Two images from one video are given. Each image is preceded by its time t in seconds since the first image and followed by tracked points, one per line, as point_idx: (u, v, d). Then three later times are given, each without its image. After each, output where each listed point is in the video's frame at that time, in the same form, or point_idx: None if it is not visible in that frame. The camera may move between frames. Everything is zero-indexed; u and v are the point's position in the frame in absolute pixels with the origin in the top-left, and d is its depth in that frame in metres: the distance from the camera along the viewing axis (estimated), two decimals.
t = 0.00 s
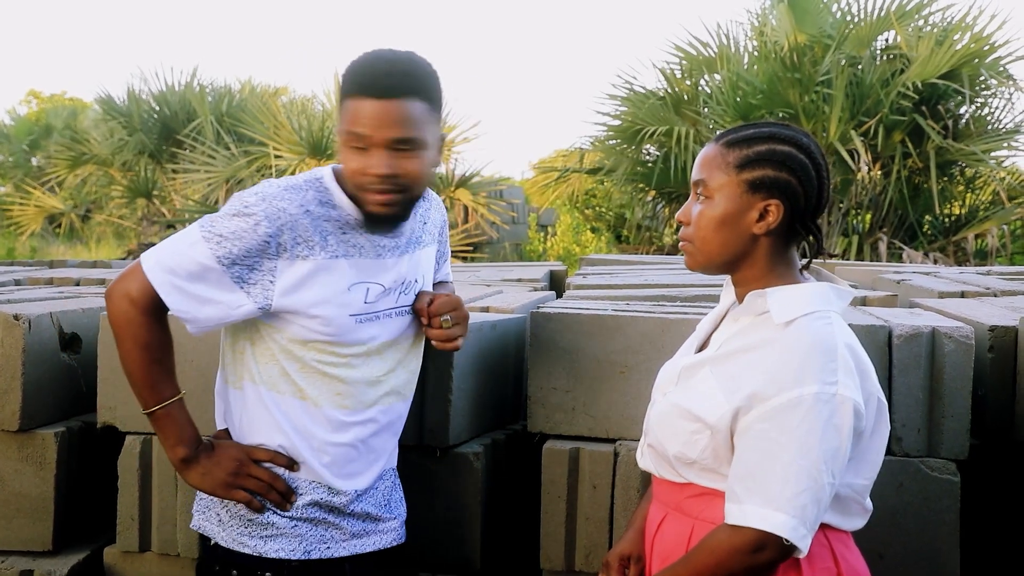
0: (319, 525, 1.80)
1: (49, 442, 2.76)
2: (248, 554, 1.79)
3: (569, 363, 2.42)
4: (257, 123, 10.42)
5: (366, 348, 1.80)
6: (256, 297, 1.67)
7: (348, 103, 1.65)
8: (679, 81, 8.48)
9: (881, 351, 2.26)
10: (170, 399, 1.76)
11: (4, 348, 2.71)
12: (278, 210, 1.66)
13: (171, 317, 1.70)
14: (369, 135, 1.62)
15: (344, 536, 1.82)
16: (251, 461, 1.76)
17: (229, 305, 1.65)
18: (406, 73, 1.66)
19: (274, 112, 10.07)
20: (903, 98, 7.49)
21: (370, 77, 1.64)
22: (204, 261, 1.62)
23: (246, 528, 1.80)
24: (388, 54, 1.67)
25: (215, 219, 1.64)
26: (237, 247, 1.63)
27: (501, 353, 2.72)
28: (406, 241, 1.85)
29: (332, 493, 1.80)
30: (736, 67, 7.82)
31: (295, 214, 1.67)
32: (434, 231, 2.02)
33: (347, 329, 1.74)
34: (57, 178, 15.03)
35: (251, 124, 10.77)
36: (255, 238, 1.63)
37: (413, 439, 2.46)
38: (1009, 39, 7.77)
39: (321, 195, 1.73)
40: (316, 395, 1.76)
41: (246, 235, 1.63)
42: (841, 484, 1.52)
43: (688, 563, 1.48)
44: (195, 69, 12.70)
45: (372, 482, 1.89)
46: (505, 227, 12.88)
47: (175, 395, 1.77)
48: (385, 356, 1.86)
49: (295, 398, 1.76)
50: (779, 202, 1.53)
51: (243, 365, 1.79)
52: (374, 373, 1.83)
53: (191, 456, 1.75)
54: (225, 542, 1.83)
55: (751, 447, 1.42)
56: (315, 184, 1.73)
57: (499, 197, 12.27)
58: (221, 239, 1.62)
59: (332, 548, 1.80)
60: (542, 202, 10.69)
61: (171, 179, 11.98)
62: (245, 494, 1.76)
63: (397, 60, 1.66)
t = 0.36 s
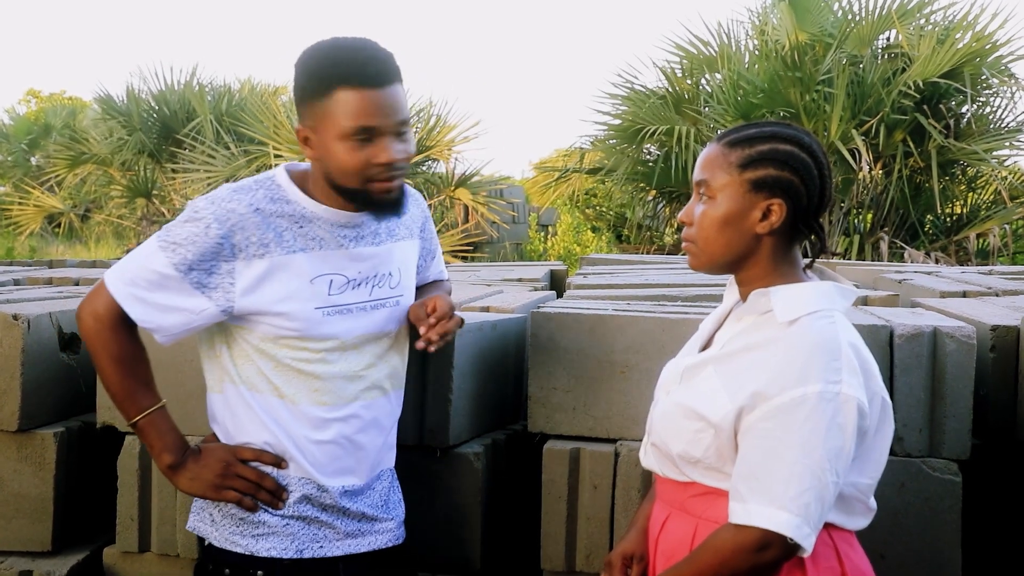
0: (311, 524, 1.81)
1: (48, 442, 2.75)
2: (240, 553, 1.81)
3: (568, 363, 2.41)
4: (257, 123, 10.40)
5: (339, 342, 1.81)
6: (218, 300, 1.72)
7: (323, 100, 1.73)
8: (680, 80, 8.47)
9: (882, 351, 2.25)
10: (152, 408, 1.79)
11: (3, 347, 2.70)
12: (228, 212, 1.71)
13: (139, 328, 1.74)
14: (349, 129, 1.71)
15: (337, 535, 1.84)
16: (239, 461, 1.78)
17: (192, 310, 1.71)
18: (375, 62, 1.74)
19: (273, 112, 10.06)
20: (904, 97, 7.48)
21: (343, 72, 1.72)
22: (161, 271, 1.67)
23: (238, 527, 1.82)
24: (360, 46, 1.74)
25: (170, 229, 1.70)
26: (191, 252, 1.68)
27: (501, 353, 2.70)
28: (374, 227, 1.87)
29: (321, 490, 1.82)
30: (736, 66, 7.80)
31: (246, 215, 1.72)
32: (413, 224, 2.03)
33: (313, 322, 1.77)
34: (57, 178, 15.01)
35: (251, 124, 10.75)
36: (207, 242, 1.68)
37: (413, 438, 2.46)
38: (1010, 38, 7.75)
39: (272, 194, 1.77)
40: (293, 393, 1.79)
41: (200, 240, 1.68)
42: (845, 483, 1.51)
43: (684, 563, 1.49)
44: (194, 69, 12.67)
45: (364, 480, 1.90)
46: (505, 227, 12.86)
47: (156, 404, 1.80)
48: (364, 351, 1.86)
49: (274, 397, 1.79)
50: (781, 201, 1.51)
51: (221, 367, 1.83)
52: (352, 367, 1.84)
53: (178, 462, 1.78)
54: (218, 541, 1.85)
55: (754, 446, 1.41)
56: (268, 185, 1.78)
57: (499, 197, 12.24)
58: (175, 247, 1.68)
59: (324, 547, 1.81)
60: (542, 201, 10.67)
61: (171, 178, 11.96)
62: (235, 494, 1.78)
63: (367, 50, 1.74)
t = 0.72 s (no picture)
0: (306, 524, 1.83)
1: (52, 441, 2.77)
2: (236, 553, 1.82)
3: (570, 363, 2.43)
4: (259, 124, 10.43)
5: (333, 341, 1.84)
6: (212, 301, 1.75)
7: (355, 97, 1.79)
8: (680, 81, 8.49)
9: (882, 350, 2.27)
10: (145, 409, 1.81)
11: (7, 347, 2.72)
12: (221, 211, 1.73)
13: (133, 329, 1.76)
14: (381, 127, 1.78)
15: (332, 535, 1.85)
16: (233, 461, 1.79)
17: (186, 310, 1.74)
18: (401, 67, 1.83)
19: (275, 112, 10.09)
20: (904, 98, 7.49)
21: (374, 72, 1.79)
22: (155, 271, 1.71)
23: (234, 527, 1.83)
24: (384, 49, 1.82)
25: (165, 228, 1.73)
26: (185, 252, 1.71)
27: (502, 353, 2.72)
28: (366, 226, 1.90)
29: (315, 489, 1.83)
30: (737, 67, 7.82)
31: (240, 215, 1.75)
32: (402, 224, 2.06)
33: (306, 321, 1.79)
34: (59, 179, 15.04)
35: (252, 124, 10.78)
36: (202, 242, 1.71)
37: (414, 438, 2.48)
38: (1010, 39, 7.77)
39: (264, 194, 1.80)
40: (288, 391, 1.81)
41: (195, 240, 1.71)
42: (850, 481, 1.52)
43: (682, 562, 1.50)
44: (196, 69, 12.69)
45: (360, 480, 1.92)
46: (506, 227, 12.87)
47: (149, 405, 1.82)
48: (358, 349, 1.89)
49: (270, 396, 1.81)
50: (786, 202, 1.54)
51: (217, 367, 1.85)
52: (346, 365, 1.86)
53: (172, 463, 1.79)
54: (213, 542, 1.86)
55: (760, 443, 1.43)
56: (261, 185, 1.81)
57: (500, 197, 12.27)
58: (171, 247, 1.71)
59: (320, 547, 1.83)
60: (543, 201, 10.69)
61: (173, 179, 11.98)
62: (229, 495, 1.79)
63: (392, 55, 1.82)
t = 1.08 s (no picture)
0: (303, 525, 1.81)
1: (51, 442, 2.75)
2: (233, 555, 1.80)
3: (570, 363, 2.41)
4: (260, 123, 10.41)
5: (333, 336, 1.83)
6: (212, 296, 1.72)
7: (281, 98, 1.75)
8: (682, 80, 8.47)
9: (885, 350, 2.25)
10: (143, 408, 1.79)
11: (6, 347, 2.70)
12: (220, 207, 1.72)
13: (133, 326, 1.74)
14: (303, 128, 1.72)
15: (330, 537, 1.84)
16: (232, 461, 1.77)
17: (186, 306, 1.71)
18: (339, 64, 1.76)
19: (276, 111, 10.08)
20: (906, 97, 7.47)
21: (303, 71, 1.73)
22: (154, 267, 1.68)
23: (230, 528, 1.81)
24: (323, 48, 1.76)
25: (163, 224, 1.70)
26: (185, 247, 1.68)
27: (503, 353, 2.70)
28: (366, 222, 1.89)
29: (315, 488, 1.82)
30: (739, 66, 7.80)
31: (238, 210, 1.73)
32: (401, 219, 2.04)
33: (306, 316, 1.77)
34: (59, 178, 15.03)
35: (253, 123, 10.76)
36: (201, 236, 1.69)
37: (415, 438, 2.46)
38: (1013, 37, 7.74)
39: (263, 189, 1.78)
40: (289, 386, 1.79)
41: (194, 235, 1.69)
42: (853, 482, 1.50)
43: (686, 564, 1.48)
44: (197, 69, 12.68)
45: (360, 477, 1.90)
46: (508, 227, 12.85)
47: (147, 404, 1.79)
48: (356, 343, 1.87)
49: (269, 392, 1.79)
50: (791, 201, 1.51)
51: (214, 366, 1.83)
52: (346, 360, 1.85)
53: (171, 462, 1.77)
54: (210, 543, 1.84)
55: (766, 441, 1.41)
56: (256, 180, 1.79)
57: (501, 197, 12.25)
58: (169, 242, 1.68)
59: (318, 549, 1.82)
60: (544, 201, 10.67)
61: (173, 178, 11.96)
62: (228, 495, 1.77)
63: (329, 53, 1.76)
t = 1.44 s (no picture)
0: (306, 523, 1.82)
1: (56, 441, 2.76)
2: (236, 552, 1.81)
3: (575, 363, 2.41)
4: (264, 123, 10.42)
5: (333, 335, 1.82)
6: (209, 294, 1.72)
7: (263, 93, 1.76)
8: (687, 80, 8.46)
9: (890, 350, 2.24)
10: (145, 408, 1.79)
11: (12, 347, 2.71)
12: (217, 206, 1.73)
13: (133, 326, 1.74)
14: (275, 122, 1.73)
15: (332, 536, 1.84)
16: (233, 459, 1.78)
17: (184, 304, 1.72)
18: (326, 65, 1.77)
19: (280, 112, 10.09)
20: (911, 97, 7.46)
21: (284, 69, 1.75)
22: (152, 266, 1.69)
23: (233, 527, 1.81)
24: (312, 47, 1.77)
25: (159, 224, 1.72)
26: (181, 246, 1.69)
27: (508, 354, 2.70)
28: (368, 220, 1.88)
29: (316, 487, 1.82)
30: (744, 66, 7.79)
31: (233, 208, 1.74)
32: (408, 220, 2.03)
33: (305, 314, 1.77)
34: (64, 178, 15.06)
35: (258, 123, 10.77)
36: (198, 235, 1.70)
37: (420, 438, 2.46)
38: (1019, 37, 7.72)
39: (260, 188, 1.80)
40: (289, 385, 1.79)
41: (190, 233, 1.70)
42: (854, 482, 1.50)
43: (688, 561, 1.48)
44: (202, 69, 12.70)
45: (362, 476, 1.90)
46: (512, 227, 12.85)
47: (149, 404, 1.80)
48: (357, 341, 1.87)
49: (269, 391, 1.79)
50: (793, 202, 1.51)
51: (215, 367, 1.84)
52: (346, 359, 1.84)
53: (172, 461, 1.77)
54: (213, 541, 1.84)
55: (767, 441, 1.41)
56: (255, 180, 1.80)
57: (506, 197, 12.24)
58: (164, 241, 1.69)
59: (320, 547, 1.82)
60: (549, 201, 10.67)
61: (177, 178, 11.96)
62: (229, 492, 1.77)
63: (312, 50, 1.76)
